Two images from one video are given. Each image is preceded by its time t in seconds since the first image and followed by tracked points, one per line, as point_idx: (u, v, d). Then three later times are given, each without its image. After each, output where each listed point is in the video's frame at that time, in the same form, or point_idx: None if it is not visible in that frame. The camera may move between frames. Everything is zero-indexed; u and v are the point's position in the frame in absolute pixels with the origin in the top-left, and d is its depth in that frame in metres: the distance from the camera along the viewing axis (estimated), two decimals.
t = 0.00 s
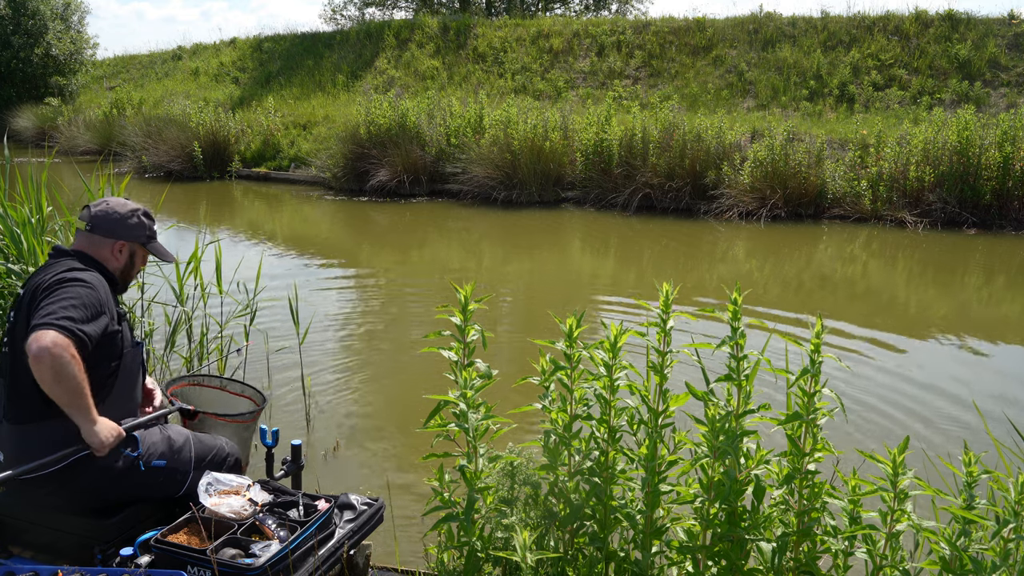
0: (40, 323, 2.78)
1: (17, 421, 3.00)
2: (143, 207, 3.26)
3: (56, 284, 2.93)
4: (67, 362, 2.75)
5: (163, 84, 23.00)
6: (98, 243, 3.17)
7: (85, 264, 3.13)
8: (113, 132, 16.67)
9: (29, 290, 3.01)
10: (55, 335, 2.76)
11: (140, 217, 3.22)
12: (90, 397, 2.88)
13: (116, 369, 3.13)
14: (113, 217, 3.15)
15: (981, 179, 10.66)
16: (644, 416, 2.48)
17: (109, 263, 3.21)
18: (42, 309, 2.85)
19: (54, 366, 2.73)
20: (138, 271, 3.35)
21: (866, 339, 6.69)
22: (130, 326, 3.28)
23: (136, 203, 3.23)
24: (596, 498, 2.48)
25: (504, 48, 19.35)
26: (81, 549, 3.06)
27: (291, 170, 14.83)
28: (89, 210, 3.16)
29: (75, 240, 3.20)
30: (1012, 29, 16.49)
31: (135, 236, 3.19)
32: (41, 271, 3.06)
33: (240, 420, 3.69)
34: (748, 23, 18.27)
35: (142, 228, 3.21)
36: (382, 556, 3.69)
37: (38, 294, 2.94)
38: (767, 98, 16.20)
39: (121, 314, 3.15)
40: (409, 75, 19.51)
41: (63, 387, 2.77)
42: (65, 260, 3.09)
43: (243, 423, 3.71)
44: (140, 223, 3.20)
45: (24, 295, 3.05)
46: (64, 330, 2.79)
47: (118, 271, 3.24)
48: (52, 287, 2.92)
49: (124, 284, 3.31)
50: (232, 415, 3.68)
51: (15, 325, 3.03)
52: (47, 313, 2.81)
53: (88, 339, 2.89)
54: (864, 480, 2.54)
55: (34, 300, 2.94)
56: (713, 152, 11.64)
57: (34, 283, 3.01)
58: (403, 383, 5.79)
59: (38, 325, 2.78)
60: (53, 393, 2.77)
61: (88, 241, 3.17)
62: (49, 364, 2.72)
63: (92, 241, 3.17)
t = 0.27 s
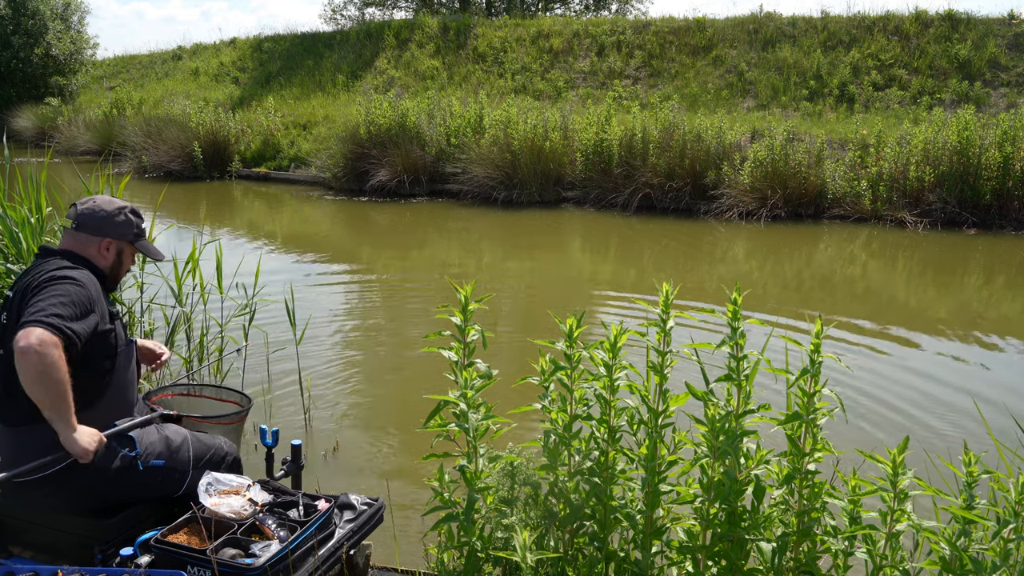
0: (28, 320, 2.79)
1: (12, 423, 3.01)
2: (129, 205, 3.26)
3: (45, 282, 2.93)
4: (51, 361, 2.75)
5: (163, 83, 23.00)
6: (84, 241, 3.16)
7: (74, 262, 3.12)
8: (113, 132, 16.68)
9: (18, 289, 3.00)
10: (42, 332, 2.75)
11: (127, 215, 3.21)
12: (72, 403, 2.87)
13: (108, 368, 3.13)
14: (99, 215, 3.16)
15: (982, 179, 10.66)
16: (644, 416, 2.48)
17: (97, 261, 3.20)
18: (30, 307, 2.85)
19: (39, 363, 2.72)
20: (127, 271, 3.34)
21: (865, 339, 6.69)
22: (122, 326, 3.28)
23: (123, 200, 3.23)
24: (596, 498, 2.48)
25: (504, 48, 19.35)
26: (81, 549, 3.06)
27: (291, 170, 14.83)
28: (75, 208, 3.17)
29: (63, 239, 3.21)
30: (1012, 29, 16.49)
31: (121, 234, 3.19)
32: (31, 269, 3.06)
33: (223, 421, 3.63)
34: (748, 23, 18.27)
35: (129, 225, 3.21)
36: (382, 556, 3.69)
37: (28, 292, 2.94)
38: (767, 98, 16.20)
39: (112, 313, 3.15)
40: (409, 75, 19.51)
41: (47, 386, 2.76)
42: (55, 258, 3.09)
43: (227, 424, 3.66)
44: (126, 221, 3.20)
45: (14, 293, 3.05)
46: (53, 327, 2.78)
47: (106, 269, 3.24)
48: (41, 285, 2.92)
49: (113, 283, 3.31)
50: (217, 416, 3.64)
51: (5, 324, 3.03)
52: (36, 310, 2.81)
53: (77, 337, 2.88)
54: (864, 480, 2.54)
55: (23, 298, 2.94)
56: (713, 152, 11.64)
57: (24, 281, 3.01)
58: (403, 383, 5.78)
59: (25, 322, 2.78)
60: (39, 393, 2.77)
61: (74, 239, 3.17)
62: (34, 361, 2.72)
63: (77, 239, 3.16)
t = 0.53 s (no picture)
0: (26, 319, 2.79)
1: (10, 428, 3.00)
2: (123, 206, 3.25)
3: (41, 281, 2.94)
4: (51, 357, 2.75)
5: (163, 83, 23.00)
6: (78, 242, 3.16)
7: (68, 262, 3.12)
8: (113, 132, 16.68)
9: (15, 289, 3.01)
10: (41, 329, 2.76)
11: (122, 216, 3.21)
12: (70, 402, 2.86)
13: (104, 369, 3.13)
14: (92, 216, 3.15)
15: (982, 179, 10.65)
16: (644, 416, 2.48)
17: (91, 262, 3.20)
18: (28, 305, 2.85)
19: (38, 359, 2.72)
20: (121, 272, 3.34)
21: (866, 339, 6.69)
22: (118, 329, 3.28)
23: (116, 202, 3.23)
24: (596, 498, 2.48)
25: (504, 48, 19.35)
26: (81, 549, 3.06)
27: (291, 170, 14.83)
28: (70, 210, 3.17)
29: (58, 241, 3.21)
30: (1012, 29, 16.49)
31: (116, 235, 3.19)
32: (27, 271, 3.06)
33: (216, 424, 3.61)
34: (748, 23, 18.28)
35: (122, 226, 3.20)
36: (382, 556, 3.69)
37: (25, 293, 2.94)
38: (767, 98, 16.20)
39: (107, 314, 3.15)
40: (409, 75, 19.51)
41: (47, 383, 2.76)
42: (51, 259, 3.09)
43: (219, 427, 3.63)
44: (120, 222, 3.20)
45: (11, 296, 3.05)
46: (51, 323, 2.79)
47: (100, 270, 3.23)
48: (38, 285, 2.93)
49: (108, 285, 3.30)
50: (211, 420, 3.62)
51: (3, 326, 3.03)
52: (34, 307, 2.82)
53: (74, 335, 2.89)
54: (864, 480, 2.54)
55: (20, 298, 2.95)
56: (713, 152, 11.64)
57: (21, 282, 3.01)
58: (403, 383, 5.78)
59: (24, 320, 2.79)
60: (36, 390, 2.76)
61: (69, 241, 3.17)
62: (33, 356, 2.71)
63: (71, 240, 3.17)
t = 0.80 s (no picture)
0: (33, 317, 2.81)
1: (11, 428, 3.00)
2: (144, 214, 3.28)
3: (49, 281, 2.95)
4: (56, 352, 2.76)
5: (163, 83, 23.00)
6: (96, 245, 3.18)
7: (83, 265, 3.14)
8: (113, 132, 16.68)
9: (24, 289, 3.02)
10: (46, 327, 2.77)
11: (139, 222, 3.23)
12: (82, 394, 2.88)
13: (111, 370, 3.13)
14: (112, 220, 3.17)
15: (982, 179, 10.65)
16: (643, 416, 2.48)
17: (108, 266, 3.21)
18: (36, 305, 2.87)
19: (42, 356, 2.73)
20: (137, 278, 3.35)
21: (865, 338, 6.69)
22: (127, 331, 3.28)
23: (138, 208, 3.25)
24: (596, 498, 2.48)
25: (504, 48, 19.36)
26: (81, 549, 3.06)
27: (290, 170, 14.83)
28: (90, 213, 3.19)
29: (76, 244, 3.22)
30: (1012, 29, 16.48)
31: (131, 239, 3.20)
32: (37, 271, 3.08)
33: (220, 424, 3.64)
34: (748, 23, 18.28)
35: (141, 232, 3.22)
36: (382, 556, 3.69)
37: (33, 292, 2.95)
38: (767, 98, 16.20)
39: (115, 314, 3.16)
40: (409, 75, 19.51)
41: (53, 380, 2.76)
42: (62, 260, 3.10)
43: (225, 427, 3.66)
44: (138, 227, 3.21)
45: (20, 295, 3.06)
46: (55, 322, 2.80)
47: (115, 275, 3.24)
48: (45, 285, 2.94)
49: (123, 289, 3.31)
50: (215, 420, 3.64)
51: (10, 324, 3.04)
52: (41, 306, 2.83)
53: (80, 336, 2.89)
54: (864, 480, 2.54)
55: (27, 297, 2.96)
56: (713, 152, 11.64)
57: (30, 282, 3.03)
58: (402, 383, 5.78)
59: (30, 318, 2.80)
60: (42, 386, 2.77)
61: (87, 243, 3.19)
62: (38, 353, 2.73)
63: (90, 243, 3.18)
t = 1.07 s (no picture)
0: (73, 343, 2.88)
1: (21, 425, 3.05)
2: (163, 220, 3.32)
3: (73, 296, 2.96)
4: (110, 374, 2.89)
5: (163, 83, 23.00)
6: (117, 249, 3.21)
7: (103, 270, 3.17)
8: (113, 132, 16.68)
9: (43, 297, 3.02)
10: (88, 353, 2.87)
11: (160, 227, 3.27)
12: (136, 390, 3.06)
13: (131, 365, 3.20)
14: (133, 226, 3.20)
15: (982, 179, 10.65)
16: (644, 416, 2.48)
17: (126, 269, 3.24)
18: (69, 325, 2.91)
19: (96, 383, 2.87)
20: (153, 281, 3.38)
21: (865, 339, 6.69)
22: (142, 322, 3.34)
23: (158, 214, 3.28)
24: (596, 498, 2.48)
25: (504, 48, 19.36)
26: (82, 548, 3.06)
27: (291, 170, 14.83)
28: (112, 217, 3.23)
29: (96, 244, 3.26)
30: (1012, 29, 16.48)
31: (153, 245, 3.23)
32: (54, 277, 3.07)
33: (222, 423, 3.64)
34: (748, 23, 18.28)
35: (160, 238, 3.26)
36: (382, 556, 3.69)
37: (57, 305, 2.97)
38: (767, 98, 16.20)
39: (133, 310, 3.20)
40: (409, 75, 19.50)
41: (107, 398, 2.92)
42: (81, 266, 3.11)
43: (226, 427, 3.66)
44: (158, 233, 3.25)
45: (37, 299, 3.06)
46: (98, 347, 2.89)
47: (132, 277, 3.27)
48: (71, 301, 2.95)
49: (141, 290, 3.35)
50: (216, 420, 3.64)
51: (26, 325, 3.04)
52: (74, 329, 2.90)
53: (120, 345, 3.00)
54: (864, 480, 2.54)
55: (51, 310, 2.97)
56: (713, 152, 11.64)
57: (47, 290, 3.02)
58: (402, 383, 5.78)
59: (70, 344, 2.88)
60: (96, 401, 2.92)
61: (108, 246, 3.22)
62: (93, 380, 2.86)
63: (111, 245, 3.21)
